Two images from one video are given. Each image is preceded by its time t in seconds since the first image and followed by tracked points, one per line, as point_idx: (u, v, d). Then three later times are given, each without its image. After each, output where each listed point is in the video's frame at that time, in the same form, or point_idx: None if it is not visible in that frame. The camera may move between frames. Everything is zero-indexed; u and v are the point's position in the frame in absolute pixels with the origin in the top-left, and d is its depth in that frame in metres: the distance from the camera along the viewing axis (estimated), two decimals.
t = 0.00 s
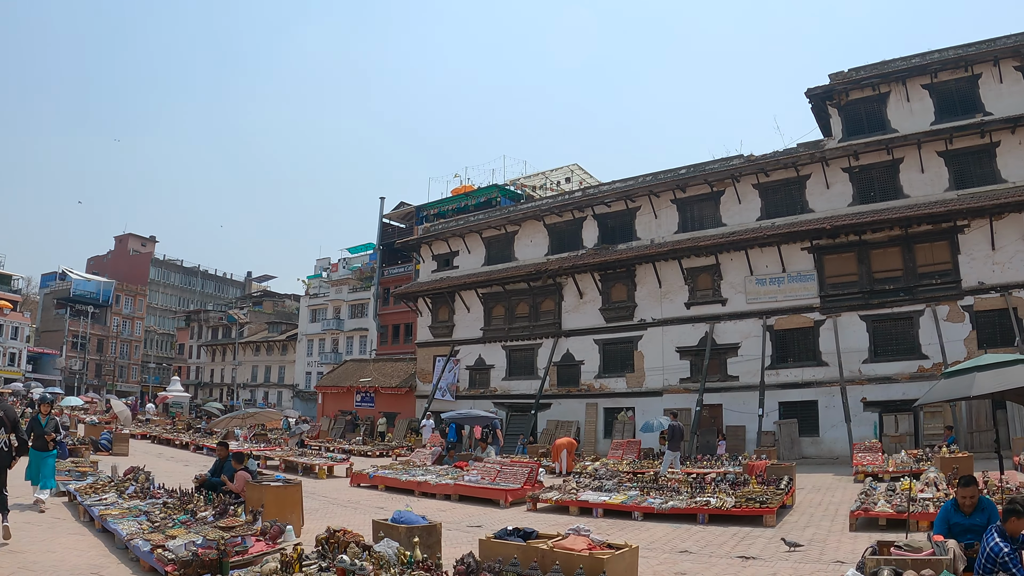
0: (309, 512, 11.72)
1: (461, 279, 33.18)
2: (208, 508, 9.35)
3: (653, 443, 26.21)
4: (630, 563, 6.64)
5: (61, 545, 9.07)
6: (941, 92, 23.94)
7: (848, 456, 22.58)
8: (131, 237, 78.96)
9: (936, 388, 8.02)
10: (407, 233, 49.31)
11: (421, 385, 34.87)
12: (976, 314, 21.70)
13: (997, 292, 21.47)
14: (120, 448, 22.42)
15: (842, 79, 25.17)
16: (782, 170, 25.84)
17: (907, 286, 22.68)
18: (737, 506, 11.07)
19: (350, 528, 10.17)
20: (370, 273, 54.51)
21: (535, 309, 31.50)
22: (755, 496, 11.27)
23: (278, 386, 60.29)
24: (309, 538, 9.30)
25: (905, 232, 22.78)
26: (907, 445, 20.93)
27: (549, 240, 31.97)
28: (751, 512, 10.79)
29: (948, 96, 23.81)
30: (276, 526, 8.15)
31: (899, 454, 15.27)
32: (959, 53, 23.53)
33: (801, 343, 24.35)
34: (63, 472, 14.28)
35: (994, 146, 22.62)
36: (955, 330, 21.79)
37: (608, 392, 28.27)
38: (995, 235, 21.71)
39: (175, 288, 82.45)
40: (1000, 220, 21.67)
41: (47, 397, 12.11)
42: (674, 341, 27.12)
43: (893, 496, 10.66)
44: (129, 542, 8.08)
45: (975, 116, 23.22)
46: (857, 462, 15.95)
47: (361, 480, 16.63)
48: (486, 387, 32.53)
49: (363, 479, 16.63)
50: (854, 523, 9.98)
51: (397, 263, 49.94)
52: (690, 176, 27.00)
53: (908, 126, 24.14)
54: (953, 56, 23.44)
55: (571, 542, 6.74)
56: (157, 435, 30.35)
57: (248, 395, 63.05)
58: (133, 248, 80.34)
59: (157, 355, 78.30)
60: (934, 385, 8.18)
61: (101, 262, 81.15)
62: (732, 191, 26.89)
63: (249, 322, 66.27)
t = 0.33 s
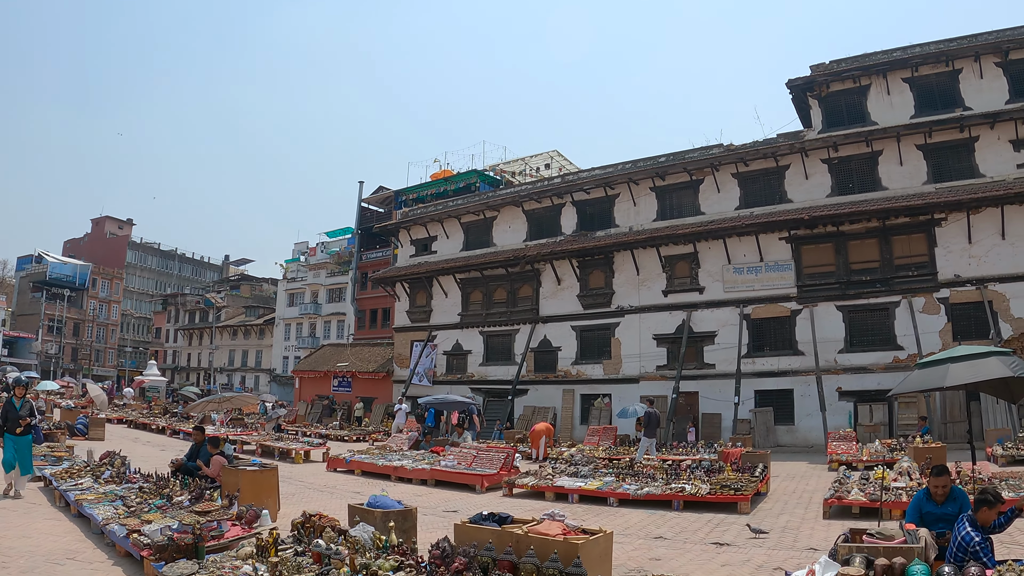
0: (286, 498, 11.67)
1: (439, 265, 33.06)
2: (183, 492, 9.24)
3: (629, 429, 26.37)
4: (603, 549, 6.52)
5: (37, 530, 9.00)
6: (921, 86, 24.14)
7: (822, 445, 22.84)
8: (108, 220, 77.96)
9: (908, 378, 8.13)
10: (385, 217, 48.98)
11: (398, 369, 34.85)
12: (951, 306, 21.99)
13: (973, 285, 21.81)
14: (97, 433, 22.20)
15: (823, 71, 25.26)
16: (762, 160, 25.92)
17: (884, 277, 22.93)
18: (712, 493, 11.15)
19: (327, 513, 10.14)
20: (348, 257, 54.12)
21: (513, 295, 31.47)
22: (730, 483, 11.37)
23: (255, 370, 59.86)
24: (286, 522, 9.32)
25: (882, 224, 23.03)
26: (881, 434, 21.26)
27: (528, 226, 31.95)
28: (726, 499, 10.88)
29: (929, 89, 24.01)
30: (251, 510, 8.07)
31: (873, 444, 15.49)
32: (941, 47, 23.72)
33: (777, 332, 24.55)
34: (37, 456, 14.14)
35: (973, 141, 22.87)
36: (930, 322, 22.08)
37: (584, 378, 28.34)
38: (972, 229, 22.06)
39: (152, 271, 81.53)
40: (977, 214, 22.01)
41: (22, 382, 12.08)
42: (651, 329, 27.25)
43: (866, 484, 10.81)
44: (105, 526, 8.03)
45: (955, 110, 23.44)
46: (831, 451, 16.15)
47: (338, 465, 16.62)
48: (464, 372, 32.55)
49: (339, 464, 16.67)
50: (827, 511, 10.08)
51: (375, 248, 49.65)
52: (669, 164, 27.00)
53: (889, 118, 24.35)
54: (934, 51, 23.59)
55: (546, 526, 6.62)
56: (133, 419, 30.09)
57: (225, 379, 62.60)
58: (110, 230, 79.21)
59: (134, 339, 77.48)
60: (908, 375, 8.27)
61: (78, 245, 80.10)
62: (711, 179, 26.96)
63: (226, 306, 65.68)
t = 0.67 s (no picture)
0: (251, 479, 11.50)
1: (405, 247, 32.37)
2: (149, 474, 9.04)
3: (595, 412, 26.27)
4: (570, 528, 5.85)
5: None
6: (892, 77, 24.42)
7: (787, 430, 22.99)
8: (74, 199, 76.38)
9: (872, 363, 8.27)
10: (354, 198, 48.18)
11: (365, 352, 34.42)
12: (916, 296, 22.36)
13: (938, 276, 22.16)
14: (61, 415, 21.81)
15: (795, 60, 25.28)
16: (731, 147, 25.73)
17: (850, 266, 23.20)
18: (676, 476, 11.22)
19: (291, 494, 9.93)
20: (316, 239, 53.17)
21: (481, 278, 31.14)
22: (694, 466, 11.54)
23: (222, 352, 58.75)
24: (252, 505, 9.23)
25: (850, 213, 23.30)
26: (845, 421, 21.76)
27: (496, 208, 31.46)
28: (690, 482, 10.95)
29: (900, 81, 24.29)
30: (217, 491, 8.04)
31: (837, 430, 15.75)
32: (912, 40, 23.99)
33: (744, 318, 24.61)
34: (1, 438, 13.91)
35: (942, 133, 23.20)
36: (895, 311, 22.37)
37: (551, 361, 28.14)
38: (938, 219, 22.38)
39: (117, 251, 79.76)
40: (943, 205, 22.34)
41: None
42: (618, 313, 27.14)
43: (827, 469, 10.98)
44: (70, 510, 7.89)
45: (925, 103, 23.78)
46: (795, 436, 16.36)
47: (304, 447, 16.49)
48: (431, 354, 32.21)
49: (306, 446, 16.56)
50: (791, 496, 10.20)
51: (344, 230, 48.80)
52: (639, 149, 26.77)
53: (859, 109, 24.58)
54: (905, 43, 23.87)
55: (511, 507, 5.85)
56: (100, 401, 29.63)
57: (192, 361, 61.52)
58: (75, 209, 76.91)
59: (100, 320, 76.07)
60: (872, 361, 8.44)
61: (44, 225, 78.50)
62: (680, 165, 26.80)
63: (193, 287, 64.26)
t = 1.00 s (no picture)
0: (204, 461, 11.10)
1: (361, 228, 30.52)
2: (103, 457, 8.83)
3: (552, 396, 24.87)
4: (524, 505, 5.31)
5: None
6: (853, 67, 23.78)
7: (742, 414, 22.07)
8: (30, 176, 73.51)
9: (828, 347, 8.26)
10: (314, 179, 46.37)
11: (322, 333, 32.25)
12: (873, 284, 21.70)
13: (893, 264, 21.60)
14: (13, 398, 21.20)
15: (756, 48, 24.31)
16: (691, 132, 24.72)
17: (808, 253, 22.35)
18: (631, 458, 11.01)
19: (246, 475, 9.62)
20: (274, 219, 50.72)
21: (439, 259, 29.36)
22: (651, 448, 11.24)
23: (177, 334, 55.36)
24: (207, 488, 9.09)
25: (808, 201, 22.33)
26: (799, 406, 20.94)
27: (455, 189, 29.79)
28: (644, 464, 10.75)
29: (861, 73, 23.68)
30: (171, 474, 7.74)
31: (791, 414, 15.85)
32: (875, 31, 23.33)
33: (701, 303, 23.57)
34: None
35: (901, 124, 22.67)
36: (851, 298, 21.72)
37: (508, 344, 26.69)
38: (895, 209, 21.73)
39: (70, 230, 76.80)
40: (900, 196, 21.73)
41: None
42: (576, 296, 25.70)
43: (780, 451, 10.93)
44: (24, 493, 7.73)
45: (885, 94, 23.22)
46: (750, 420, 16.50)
47: (262, 428, 16.04)
48: (388, 336, 30.38)
49: (263, 427, 16.13)
50: (744, 477, 10.14)
51: (302, 209, 47.14)
52: (598, 133, 25.52)
53: (819, 99, 23.82)
54: (868, 34, 23.23)
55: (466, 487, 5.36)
56: (54, 384, 28.91)
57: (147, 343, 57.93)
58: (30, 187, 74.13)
59: (54, 302, 74.23)
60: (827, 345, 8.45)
61: None
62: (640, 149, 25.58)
63: (150, 267, 60.48)
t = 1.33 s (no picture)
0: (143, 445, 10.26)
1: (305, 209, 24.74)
2: (46, 442, 8.45)
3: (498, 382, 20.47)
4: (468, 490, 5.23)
5: None
6: (804, 61, 19.77)
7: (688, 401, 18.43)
8: None
9: (769, 336, 6.50)
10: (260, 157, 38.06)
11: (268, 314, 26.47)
12: (817, 272, 18.32)
13: (837, 253, 18.20)
14: None
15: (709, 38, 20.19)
16: (640, 119, 20.31)
17: (753, 241, 18.73)
18: (576, 441, 9.32)
19: (190, 459, 8.96)
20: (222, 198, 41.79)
21: (387, 242, 23.88)
22: (595, 431, 9.61)
23: (122, 316, 47.15)
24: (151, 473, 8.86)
25: (754, 187, 18.70)
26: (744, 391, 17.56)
27: (402, 171, 24.12)
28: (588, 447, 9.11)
29: (810, 66, 19.71)
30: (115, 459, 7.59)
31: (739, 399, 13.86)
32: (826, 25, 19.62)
33: (644, 288, 19.63)
34: None
35: (849, 117, 18.94)
36: (795, 287, 18.28)
37: (455, 328, 21.85)
38: (841, 199, 18.27)
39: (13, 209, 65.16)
40: (846, 185, 18.26)
41: None
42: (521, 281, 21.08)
43: (726, 434, 9.28)
44: None
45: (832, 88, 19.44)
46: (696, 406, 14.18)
47: (205, 412, 13.49)
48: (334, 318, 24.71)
49: (207, 411, 13.51)
50: (688, 462, 8.52)
51: (249, 189, 38.71)
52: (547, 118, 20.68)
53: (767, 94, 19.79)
54: (818, 27, 19.32)
55: (409, 472, 5.19)
56: None
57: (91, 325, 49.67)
58: None
59: None
60: (768, 333, 6.67)
61: None
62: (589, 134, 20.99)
63: (93, 247, 51.30)
